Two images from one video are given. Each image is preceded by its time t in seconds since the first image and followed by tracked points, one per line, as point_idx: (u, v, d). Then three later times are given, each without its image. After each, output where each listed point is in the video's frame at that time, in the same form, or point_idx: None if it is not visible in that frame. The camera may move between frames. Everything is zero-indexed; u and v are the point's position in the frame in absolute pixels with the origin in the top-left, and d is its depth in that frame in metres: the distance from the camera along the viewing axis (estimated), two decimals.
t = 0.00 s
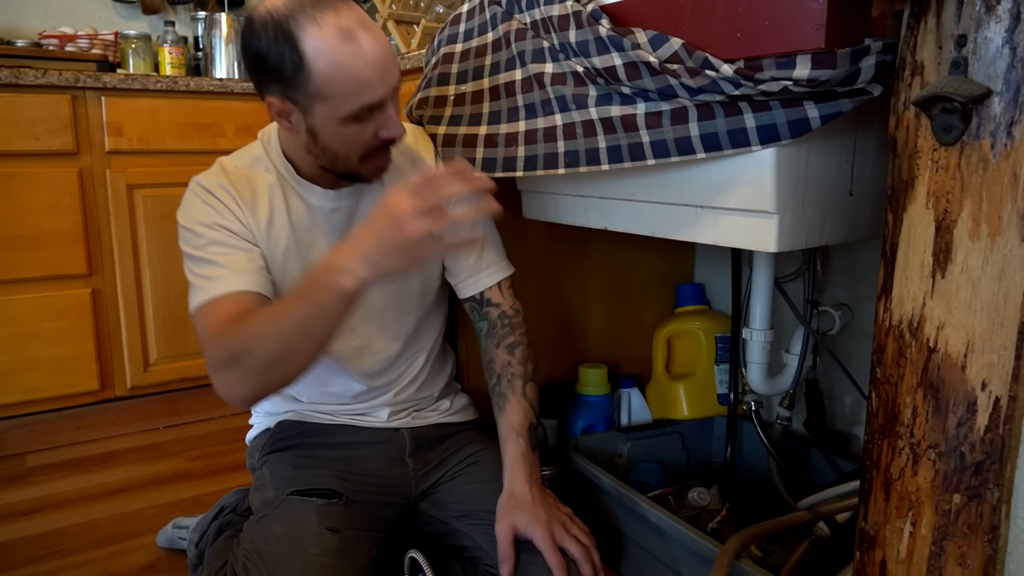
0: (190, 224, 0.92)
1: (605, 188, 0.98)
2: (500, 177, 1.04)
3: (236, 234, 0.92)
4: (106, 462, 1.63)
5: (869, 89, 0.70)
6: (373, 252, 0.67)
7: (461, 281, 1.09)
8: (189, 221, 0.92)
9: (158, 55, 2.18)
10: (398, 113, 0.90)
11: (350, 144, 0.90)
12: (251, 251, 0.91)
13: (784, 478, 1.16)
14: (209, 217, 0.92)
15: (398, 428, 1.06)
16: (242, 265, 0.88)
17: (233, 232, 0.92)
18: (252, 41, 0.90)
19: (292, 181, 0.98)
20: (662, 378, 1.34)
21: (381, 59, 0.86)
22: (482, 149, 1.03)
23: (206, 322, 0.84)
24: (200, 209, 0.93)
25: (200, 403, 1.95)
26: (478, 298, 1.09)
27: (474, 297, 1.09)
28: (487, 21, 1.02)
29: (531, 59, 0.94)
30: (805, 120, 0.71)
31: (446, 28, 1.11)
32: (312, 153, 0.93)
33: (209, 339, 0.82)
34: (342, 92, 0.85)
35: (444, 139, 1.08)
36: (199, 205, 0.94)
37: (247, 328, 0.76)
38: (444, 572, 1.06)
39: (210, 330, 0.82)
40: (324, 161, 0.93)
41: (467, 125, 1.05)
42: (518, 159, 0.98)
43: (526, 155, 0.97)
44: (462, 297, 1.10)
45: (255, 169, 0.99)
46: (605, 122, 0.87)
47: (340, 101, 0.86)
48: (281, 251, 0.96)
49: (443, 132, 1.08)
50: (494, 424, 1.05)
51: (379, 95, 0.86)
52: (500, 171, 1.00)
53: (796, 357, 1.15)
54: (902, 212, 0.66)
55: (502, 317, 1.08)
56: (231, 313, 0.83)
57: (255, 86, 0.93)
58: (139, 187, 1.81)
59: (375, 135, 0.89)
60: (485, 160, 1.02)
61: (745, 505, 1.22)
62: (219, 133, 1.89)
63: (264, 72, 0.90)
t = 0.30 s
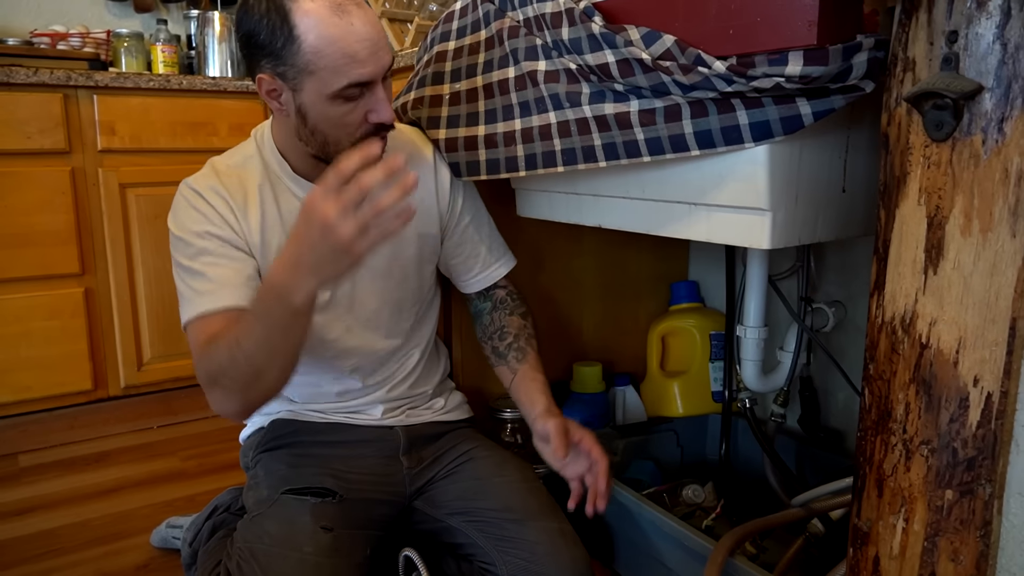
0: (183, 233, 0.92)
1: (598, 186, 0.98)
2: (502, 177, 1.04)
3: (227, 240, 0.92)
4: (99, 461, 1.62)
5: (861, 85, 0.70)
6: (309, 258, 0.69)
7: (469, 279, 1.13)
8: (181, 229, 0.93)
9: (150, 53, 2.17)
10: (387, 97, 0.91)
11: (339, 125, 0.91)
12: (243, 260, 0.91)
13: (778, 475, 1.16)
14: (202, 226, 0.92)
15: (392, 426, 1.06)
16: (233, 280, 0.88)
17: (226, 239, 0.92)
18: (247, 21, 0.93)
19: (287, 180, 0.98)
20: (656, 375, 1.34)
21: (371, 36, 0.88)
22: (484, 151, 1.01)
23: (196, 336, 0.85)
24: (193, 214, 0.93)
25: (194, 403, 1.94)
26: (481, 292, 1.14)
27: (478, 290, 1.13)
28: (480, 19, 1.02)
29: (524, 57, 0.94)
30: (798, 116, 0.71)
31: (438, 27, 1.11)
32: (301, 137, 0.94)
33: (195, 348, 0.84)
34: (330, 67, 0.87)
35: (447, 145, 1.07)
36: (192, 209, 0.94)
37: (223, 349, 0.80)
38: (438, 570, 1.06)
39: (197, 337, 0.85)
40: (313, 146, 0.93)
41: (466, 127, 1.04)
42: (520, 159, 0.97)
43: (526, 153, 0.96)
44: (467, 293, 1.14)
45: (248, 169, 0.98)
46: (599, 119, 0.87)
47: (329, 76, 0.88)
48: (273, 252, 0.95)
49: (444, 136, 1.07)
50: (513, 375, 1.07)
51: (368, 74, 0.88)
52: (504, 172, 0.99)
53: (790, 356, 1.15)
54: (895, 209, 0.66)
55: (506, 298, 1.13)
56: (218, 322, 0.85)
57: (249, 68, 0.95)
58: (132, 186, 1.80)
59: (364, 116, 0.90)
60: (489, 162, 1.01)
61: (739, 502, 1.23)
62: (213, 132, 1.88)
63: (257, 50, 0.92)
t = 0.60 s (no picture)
0: (189, 265, 0.93)
1: (595, 183, 0.97)
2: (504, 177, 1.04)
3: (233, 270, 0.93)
4: (96, 461, 1.62)
5: (858, 82, 0.70)
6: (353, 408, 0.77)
7: (467, 280, 1.12)
8: (185, 259, 0.93)
9: (146, 51, 2.16)
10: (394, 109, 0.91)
11: (344, 133, 0.90)
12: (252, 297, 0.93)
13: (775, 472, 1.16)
14: (209, 258, 0.93)
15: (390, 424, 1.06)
16: (247, 322, 0.93)
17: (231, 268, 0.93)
18: (261, 21, 0.92)
19: (291, 191, 0.97)
20: (654, 372, 1.33)
21: (384, 47, 0.87)
22: (486, 150, 1.01)
23: (218, 382, 0.92)
24: (196, 239, 0.93)
25: (191, 402, 1.94)
26: (476, 290, 1.14)
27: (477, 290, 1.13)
28: (477, 16, 1.02)
29: (520, 55, 0.94)
30: (795, 113, 0.71)
31: (435, 24, 1.11)
32: (304, 141, 0.93)
33: (225, 416, 0.90)
34: (340, 75, 0.87)
35: (450, 146, 1.07)
36: (195, 232, 0.93)
37: (264, 422, 0.88)
38: (436, 569, 1.06)
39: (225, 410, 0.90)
40: (315, 151, 0.92)
41: (467, 126, 1.04)
42: (522, 157, 0.97)
43: (527, 152, 0.96)
44: (466, 290, 1.13)
45: (249, 181, 0.96)
46: (596, 117, 0.86)
47: (339, 83, 0.87)
48: (278, 268, 0.95)
49: (448, 136, 1.07)
50: (528, 351, 1.08)
51: (377, 86, 0.88)
52: (507, 171, 1.00)
53: (787, 352, 1.15)
54: (892, 207, 0.65)
55: (501, 291, 1.14)
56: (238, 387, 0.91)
57: (258, 66, 0.94)
58: (128, 184, 1.80)
59: (369, 127, 0.90)
60: (493, 161, 1.01)
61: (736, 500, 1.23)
62: (209, 130, 1.87)
63: (268, 50, 0.91)
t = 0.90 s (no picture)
0: (178, 273, 0.93)
1: (595, 182, 0.97)
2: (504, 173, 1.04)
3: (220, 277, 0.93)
4: (96, 459, 1.62)
5: (858, 81, 0.70)
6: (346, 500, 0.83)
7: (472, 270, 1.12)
8: (174, 268, 0.93)
9: (146, 50, 2.16)
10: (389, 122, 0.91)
11: (341, 148, 0.90)
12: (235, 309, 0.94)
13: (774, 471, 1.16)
14: (196, 266, 0.92)
15: (389, 422, 1.06)
16: (220, 332, 0.93)
17: (220, 275, 0.93)
18: (249, 40, 0.89)
19: (283, 193, 0.96)
20: (653, 372, 1.34)
21: (378, 66, 0.87)
22: (484, 148, 1.02)
23: (191, 393, 0.93)
24: (185, 247, 0.93)
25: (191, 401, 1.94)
26: (484, 279, 1.13)
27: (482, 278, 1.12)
28: (476, 15, 1.02)
29: (520, 53, 0.94)
30: (795, 113, 0.71)
31: (435, 23, 1.11)
32: (299, 154, 0.92)
33: (201, 432, 0.90)
34: (338, 96, 0.86)
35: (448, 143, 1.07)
36: (184, 240, 0.92)
37: (242, 449, 0.88)
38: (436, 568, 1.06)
39: (201, 424, 0.90)
40: (312, 164, 0.92)
41: (463, 123, 1.04)
42: (519, 154, 0.98)
43: (523, 149, 0.97)
44: (467, 283, 1.14)
45: (240, 185, 0.96)
46: (595, 116, 0.86)
47: (337, 105, 0.87)
48: (268, 272, 0.96)
49: (447, 135, 1.07)
50: (558, 321, 1.10)
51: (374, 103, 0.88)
52: (506, 168, 1.01)
53: (787, 352, 1.15)
54: (892, 206, 0.65)
55: (507, 273, 1.14)
56: (215, 403, 0.92)
57: (247, 82, 0.92)
58: (128, 183, 1.80)
59: (367, 141, 0.90)
60: (492, 158, 1.02)
61: (736, 499, 1.23)
62: (209, 129, 1.87)
63: (259, 71, 0.89)
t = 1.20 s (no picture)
0: (171, 278, 0.93)
1: (594, 181, 0.97)
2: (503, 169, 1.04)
3: (212, 280, 0.93)
4: (96, 459, 1.62)
5: (858, 80, 0.70)
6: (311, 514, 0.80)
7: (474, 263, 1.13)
8: (167, 273, 0.93)
9: (146, 50, 2.16)
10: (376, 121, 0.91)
11: (329, 151, 0.90)
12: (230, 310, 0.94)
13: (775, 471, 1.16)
14: (189, 270, 0.93)
15: (389, 422, 1.06)
16: (217, 334, 0.93)
17: (211, 278, 0.93)
18: (230, 47, 0.88)
19: (274, 195, 0.96)
20: (653, 371, 1.34)
21: (360, 67, 0.86)
22: (483, 147, 1.02)
23: (194, 395, 0.94)
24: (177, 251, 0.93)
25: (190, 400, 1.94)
26: (490, 266, 1.15)
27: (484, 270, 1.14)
28: (476, 14, 1.02)
29: (520, 52, 0.94)
30: (794, 111, 0.71)
31: (434, 22, 1.11)
32: (288, 157, 0.92)
33: (196, 430, 0.91)
34: (321, 103, 0.86)
35: (447, 141, 1.07)
36: (175, 244, 0.93)
37: (231, 448, 0.87)
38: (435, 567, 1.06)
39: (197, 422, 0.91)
40: (302, 167, 0.92)
41: (463, 123, 1.04)
42: (518, 153, 0.98)
43: (523, 148, 0.97)
44: (470, 276, 1.16)
45: (229, 188, 0.96)
46: (595, 115, 0.86)
47: (321, 111, 0.87)
48: (260, 273, 0.96)
49: (443, 134, 1.07)
50: (571, 303, 1.12)
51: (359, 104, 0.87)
52: (506, 166, 1.01)
53: (786, 351, 1.14)
54: (892, 205, 0.65)
55: (513, 259, 1.15)
56: (213, 403, 0.92)
57: (231, 86, 0.92)
58: (127, 182, 1.80)
59: (355, 141, 0.90)
60: (491, 156, 1.02)
61: (736, 498, 1.23)
62: (208, 128, 1.87)
63: (241, 78, 0.89)
